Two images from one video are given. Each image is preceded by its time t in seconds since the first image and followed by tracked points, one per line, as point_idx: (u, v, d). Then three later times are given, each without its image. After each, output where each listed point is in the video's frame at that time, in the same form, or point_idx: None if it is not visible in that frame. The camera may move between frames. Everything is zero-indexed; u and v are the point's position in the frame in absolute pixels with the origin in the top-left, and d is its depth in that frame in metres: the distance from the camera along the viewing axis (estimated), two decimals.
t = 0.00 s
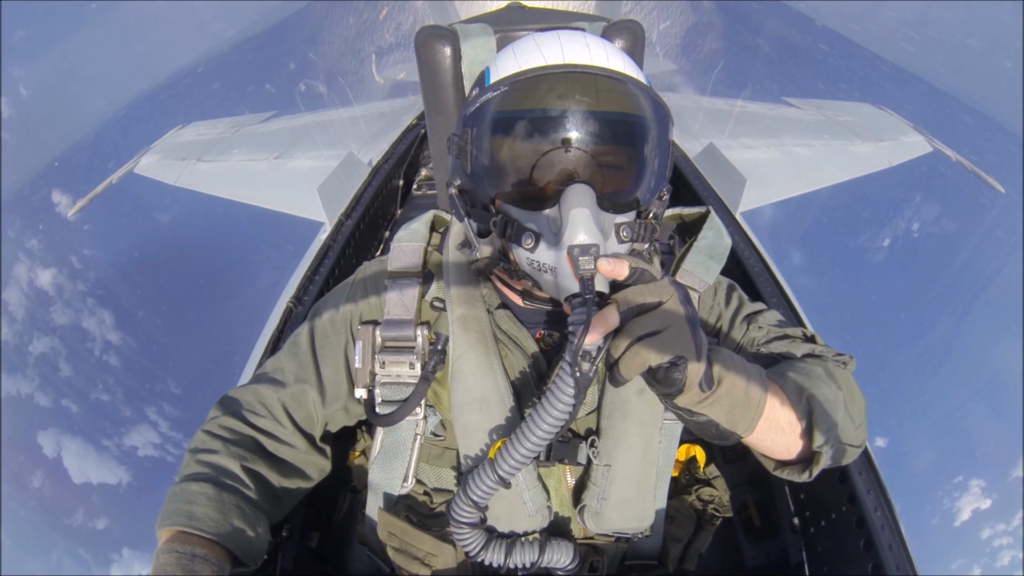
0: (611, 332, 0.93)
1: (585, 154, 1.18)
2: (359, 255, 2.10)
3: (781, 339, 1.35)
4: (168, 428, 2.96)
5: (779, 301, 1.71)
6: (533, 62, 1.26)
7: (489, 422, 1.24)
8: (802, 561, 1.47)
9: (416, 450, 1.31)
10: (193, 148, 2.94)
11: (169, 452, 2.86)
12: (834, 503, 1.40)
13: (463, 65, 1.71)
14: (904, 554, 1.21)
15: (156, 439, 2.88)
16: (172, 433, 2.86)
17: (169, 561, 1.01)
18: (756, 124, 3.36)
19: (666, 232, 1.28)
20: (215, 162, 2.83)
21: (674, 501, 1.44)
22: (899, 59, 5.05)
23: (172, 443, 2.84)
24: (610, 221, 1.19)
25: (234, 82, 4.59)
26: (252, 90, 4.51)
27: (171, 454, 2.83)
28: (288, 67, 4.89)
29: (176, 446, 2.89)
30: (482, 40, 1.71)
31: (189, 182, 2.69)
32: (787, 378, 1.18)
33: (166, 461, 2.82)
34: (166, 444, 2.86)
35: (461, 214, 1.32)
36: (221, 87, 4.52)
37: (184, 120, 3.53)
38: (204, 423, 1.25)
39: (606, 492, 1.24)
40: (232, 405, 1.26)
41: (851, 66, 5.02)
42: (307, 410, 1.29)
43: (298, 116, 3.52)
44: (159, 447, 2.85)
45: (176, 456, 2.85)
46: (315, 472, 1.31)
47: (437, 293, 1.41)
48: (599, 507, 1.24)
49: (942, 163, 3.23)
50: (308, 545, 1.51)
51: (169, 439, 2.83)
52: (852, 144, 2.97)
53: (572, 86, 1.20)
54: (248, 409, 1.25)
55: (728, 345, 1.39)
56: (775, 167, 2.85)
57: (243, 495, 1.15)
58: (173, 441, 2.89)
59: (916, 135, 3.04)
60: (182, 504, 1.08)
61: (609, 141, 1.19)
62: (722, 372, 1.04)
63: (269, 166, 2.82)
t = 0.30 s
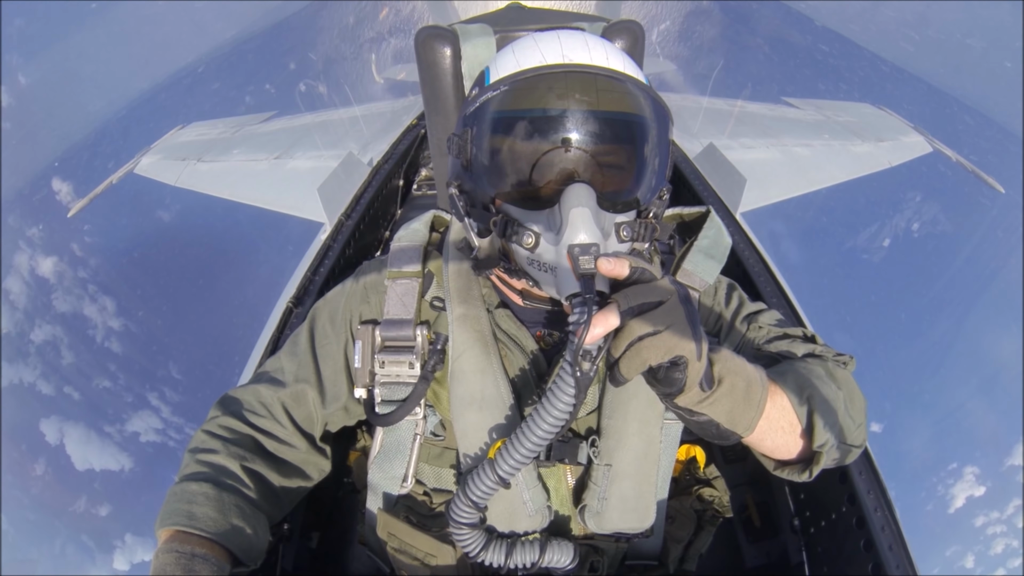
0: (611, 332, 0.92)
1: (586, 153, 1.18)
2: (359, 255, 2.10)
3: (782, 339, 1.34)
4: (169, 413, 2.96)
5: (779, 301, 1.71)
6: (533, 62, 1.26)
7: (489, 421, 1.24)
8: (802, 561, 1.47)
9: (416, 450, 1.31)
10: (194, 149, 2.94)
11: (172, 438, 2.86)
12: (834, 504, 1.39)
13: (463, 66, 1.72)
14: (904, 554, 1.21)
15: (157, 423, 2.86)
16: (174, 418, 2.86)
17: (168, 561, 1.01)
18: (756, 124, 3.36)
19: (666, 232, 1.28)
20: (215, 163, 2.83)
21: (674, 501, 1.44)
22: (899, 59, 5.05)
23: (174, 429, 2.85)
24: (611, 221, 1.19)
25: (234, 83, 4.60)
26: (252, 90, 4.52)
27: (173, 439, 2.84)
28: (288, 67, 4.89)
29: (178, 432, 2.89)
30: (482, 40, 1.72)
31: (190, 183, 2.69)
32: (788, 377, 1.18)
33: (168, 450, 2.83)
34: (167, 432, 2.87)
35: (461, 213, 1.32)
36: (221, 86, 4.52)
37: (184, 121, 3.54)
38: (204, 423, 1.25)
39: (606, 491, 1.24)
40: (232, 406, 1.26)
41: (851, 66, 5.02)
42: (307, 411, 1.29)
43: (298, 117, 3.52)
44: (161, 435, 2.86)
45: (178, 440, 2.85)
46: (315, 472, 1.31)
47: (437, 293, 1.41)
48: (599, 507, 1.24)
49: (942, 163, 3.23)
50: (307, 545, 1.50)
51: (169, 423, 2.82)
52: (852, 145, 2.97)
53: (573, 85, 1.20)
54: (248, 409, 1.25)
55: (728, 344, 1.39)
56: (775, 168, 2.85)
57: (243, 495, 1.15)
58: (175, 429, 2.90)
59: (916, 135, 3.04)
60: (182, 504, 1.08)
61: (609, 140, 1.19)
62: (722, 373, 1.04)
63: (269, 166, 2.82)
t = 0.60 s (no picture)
0: (612, 332, 0.93)
1: (585, 153, 1.18)
2: (359, 255, 2.10)
3: (782, 339, 1.34)
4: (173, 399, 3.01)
5: (779, 301, 1.71)
6: (533, 61, 1.26)
7: (489, 421, 1.24)
8: (802, 561, 1.47)
9: (416, 450, 1.31)
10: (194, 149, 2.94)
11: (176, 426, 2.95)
12: (834, 504, 1.39)
13: (463, 66, 1.72)
14: (904, 554, 1.21)
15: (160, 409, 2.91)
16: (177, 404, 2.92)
17: (167, 561, 1.01)
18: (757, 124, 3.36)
19: (666, 231, 1.28)
20: (216, 163, 2.83)
21: (674, 502, 1.44)
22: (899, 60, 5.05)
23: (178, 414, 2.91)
24: (610, 220, 1.19)
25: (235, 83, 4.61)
26: (253, 90, 4.53)
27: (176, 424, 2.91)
28: (289, 68, 4.90)
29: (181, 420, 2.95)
30: (482, 41, 1.72)
31: (190, 184, 2.69)
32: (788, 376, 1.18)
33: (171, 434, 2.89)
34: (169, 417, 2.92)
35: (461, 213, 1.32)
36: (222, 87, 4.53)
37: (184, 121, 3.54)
38: (204, 423, 1.25)
39: (607, 491, 1.24)
40: (232, 406, 1.26)
41: (852, 67, 5.02)
42: (307, 411, 1.29)
43: (298, 117, 3.52)
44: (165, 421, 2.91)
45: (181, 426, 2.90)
46: (315, 472, 1.31)
47: (437, 292, 1.41)
48: (600, 507, 1.24)
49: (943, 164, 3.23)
50: (307, 546, 1.50)
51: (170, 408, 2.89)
52: (852, 145, 2.97)
53: (572, 85, 1.20)
54: (248, 409, 1.25)
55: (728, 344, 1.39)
56: (775, 168, 2.85)
57: (243, 496, 1.14)
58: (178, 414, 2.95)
59: (916, 136, 3.04)
60: (181, 504, 1.08)
61: (609, 140, 1.19)
62: (722, 372, 1.04)
63: (269, 167, 2.81)
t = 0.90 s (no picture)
0: (612, 332, 0.92)
1: (586, 153, 1.18)
2: (359, 255, 2.10)
3: (782, 340, 1.34)
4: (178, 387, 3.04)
5: (779, 301, 1.71)
6: (533, 61, 1.26)
7: (489, 421, 1.24)
8: (802, 562, 1.47)
9: (415, 451, 1.30)
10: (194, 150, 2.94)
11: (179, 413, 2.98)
12: (834, 504, 1.39)
13: (463, 65, 1.72)
14: (904, 555, 1.21)
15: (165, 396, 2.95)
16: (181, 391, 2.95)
17: (167, 561, 1.01)
18: (757, 125, 3.36)
19: (666, 231, 1.28)
20: (216, 164, 2.82)
21: (674, 502, 1.44)
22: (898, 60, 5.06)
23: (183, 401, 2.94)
24: (610, 220, 1.19)
25: (235, 83, 4.61)
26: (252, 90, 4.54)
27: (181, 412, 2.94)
28: (289, 68, 4.91)
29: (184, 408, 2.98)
30: (482, 41, 1.73)
31: (190, 185, 2.69)
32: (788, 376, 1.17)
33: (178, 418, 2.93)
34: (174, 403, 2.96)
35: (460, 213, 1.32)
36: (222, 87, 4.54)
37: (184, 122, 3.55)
38: (203, 423, 1.25)
39: (607, 491, 1.23)
40: (232, 405, 1.26)
41: (851, 67, 5.03)
42: (306, 410, 1.29)
43: (298, 118, 3.52)
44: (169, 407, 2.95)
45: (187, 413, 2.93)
46: (315, 472, 1.31)
47: (437, 292, 1.41)
48: (600, 507, 1.24)
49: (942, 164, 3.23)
50: (307, 546, 1.50)
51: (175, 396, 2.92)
52: (851, 146, 2.97)
53: (572, 84, 1.20)
54: (247, 409, 1.25)
55: (728, 343, 1.40)
56: (775, 168, 2.85)
57: (242, 496, 1.14)
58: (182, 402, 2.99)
59: (916, 136, 3.04)
60: (181, 504, 1.08)
61: (609, 139, 1.19)
62: (723, 372, 1.04)
63: (269, 167, 2.81)
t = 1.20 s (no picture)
0: (612, 332, 0.92)
1: (586, 153, 1.18)
2: (359, 255, 2.09)
3: (782, 340, 1.34)
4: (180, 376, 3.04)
5: (779, 301, 1.71)
6: (534, 61, 1.26)
7: (489, 420, 1.24)
8: (802, 562, 1.47)
9: (415, 450, 1.30)
10: (193, 151, 2.94)
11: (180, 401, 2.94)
12: (834, 505, 1.39)
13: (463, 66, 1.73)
14: (905, 555, 1.21)
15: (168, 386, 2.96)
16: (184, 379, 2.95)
17: (167, 561, 1.01)
18: (757, 125, 3.36)
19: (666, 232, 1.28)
20: (215, 164, 2.82)
21: (674, 501, 1.44)
22: (898, 61, 5.06)
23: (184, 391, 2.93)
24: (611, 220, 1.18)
25: (235, 83, 4.62)
26: (252, 90, 4.54)
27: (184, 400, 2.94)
28: (289, 69, 4.91)
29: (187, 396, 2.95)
30: (481, 41, 1.75)
31: (190, 185, 2.69)
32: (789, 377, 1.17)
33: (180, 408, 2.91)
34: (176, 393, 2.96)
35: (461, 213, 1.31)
36: (222, 88, 4.54)
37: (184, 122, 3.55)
38: (203, 423, 1.25)
39: (607, 491, 1.23)
40: (232, 406, 1.26)
41: (851, 67, 5.03)
42: (306, 411, 1.29)
43: (298, 118, 3.52)
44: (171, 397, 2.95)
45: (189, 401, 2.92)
46: (315, 473, 1.31)
47: (437, 292, 1.41)
48: (600, 507, 1.24)
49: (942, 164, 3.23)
50: (307, 547, 1.50)
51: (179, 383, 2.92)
52: (851, 146, 2.97)
53: (573, 84, 1.20)
54: (247, 409, 1.25)
55: (728, 345, 1.39)
56: (775, 168, 2.85)
57: (242, 496, 1.14)
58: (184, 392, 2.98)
59: (916, 137, 3.04)
60: (180, 505, 1.07)
61: (609, 140, 1.19)
62: (723, 372, 1.04)
63: (269, 167, 2.81)
